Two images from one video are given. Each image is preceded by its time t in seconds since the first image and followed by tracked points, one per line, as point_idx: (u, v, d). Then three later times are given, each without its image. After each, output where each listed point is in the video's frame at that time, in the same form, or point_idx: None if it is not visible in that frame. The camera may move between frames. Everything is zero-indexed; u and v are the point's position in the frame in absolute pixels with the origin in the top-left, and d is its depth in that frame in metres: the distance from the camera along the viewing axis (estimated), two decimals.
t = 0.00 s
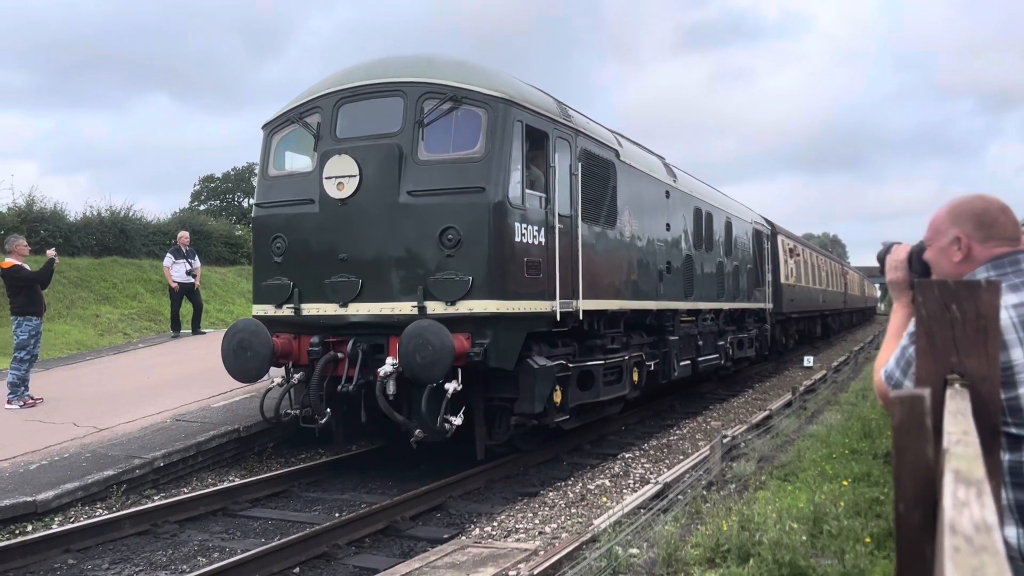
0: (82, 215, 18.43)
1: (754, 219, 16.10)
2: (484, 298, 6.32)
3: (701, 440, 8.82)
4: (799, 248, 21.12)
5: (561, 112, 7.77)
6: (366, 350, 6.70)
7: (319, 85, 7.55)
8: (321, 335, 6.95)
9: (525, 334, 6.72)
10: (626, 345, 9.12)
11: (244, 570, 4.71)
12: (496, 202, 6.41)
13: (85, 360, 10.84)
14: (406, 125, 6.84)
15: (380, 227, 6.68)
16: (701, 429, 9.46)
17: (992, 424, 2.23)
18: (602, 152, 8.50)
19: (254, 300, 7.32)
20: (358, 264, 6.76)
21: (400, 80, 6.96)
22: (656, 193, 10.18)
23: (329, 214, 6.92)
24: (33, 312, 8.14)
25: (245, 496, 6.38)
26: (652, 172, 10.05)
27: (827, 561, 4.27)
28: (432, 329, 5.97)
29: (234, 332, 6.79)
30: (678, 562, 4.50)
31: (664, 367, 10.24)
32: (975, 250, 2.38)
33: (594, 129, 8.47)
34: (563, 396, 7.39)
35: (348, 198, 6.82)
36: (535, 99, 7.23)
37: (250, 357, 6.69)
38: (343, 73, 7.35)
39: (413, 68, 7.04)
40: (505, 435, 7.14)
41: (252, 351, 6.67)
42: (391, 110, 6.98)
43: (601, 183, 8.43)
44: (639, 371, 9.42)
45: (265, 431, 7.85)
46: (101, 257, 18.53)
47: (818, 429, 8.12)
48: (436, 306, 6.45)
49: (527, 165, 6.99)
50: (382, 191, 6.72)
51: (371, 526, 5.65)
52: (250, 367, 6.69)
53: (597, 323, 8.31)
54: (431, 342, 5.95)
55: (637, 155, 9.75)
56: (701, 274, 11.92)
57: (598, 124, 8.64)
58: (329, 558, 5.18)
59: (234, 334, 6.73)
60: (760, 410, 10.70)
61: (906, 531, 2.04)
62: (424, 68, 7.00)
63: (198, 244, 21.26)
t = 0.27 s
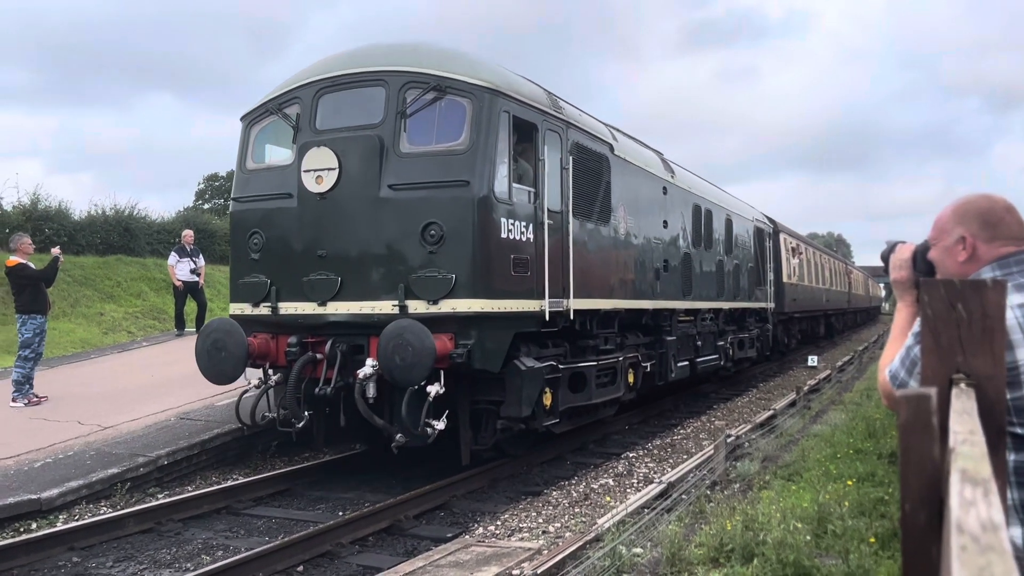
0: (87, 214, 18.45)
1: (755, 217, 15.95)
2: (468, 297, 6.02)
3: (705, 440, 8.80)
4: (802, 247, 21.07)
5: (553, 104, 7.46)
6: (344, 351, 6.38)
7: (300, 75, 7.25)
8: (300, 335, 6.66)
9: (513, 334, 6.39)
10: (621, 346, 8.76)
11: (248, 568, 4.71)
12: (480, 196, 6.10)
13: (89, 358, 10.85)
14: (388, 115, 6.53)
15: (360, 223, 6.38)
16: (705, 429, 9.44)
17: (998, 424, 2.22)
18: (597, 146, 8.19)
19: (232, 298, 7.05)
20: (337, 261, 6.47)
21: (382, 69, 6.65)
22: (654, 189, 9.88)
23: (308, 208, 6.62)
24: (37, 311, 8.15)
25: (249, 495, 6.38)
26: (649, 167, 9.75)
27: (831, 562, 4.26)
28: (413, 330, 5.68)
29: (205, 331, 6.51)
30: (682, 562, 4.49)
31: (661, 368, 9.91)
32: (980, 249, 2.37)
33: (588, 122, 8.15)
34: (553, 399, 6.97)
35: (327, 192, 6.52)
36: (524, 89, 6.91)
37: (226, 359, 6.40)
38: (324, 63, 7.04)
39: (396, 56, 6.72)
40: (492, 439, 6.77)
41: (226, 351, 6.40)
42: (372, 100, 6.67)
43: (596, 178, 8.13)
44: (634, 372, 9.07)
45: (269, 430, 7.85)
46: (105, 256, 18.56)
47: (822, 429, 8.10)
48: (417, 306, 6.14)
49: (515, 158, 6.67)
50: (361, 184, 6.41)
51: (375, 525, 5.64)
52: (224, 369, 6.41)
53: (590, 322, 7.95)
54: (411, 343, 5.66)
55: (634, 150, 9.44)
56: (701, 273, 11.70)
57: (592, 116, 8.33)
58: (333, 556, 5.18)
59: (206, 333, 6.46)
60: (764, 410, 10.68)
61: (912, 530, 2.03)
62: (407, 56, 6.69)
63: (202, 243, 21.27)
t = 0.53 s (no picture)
0: (93, 213, 18.52)
1: (756, 216, 15.76)
2: (453, 296, 5.73)
3: (710, 439, 8.81)
4: (806, 246, 21.06)
5: (546, 95, 7.15)
6: (325, 351, 6.14)
7: (282, 64, 6.95)
8: (280, 335, 6.44)
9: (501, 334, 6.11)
10: (616, 347, 8.44)
11: (255, 565, 4.74)
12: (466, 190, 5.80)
13: (97, 356, 10.90)
14: (371, 106, 6.23)
15: (342, 218, 6.10)
16: (710, 428, 9.45)
17: (1006, 420, 2.24)
18: (593, 140, 7.87)
19: (211, 296, 6.79)
20: (318, 258, 6.19)
21: (365, 57, 6.34)
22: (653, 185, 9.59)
23: (287, 203, 6.34)
24: (46, 309, 8.18)
25: (255, 492, 6.40)
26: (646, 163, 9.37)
27: (837, 560, 4.27)
28: (393, 329, 5.43)
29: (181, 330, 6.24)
30: (687, 560, 4.50)
31: (659, 368, 9.65)
32: (987, 247, 2.38)
33: (581, 114, 7.82)
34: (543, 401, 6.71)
35: (307, 185, 6.23)
36: (514, 79, 6.60)
37: (202, 359, 6.12)
38: (306, 51, 6.74)
39: (380, 44, 6.41)
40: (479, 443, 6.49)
41: (202, 351, 6.13)
42: (355, 90, 6.37)
43: (591, 172, 7.83)
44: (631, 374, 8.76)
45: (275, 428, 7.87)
46: (112, 255, 18.63)
47: (827, 429, 8.11)
48: (400, 305, 5.85)
49: (504, 151, 6.37)
50: (342, 178, 6.13)
51: (380, 523, 5.66)
52: (200, 369, 6.13)
53: (584, 322, 7.64)
54: (392, 342, 5.40)
55: (631, 144, 9.13)
56: (701, 272, 11.41)
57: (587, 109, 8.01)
58: (338, 553, 5.19)
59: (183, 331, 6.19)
60: (769, 410, 10.69)
61: (923, 525, 2.04)
62: (391, 44, 6.37)
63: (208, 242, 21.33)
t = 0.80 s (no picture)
0: (101, 213, 18.59)
1: (760, 214, 15.49)
2: (436, 295, 5.51)
3: (716, 440, 8.78)
4: (812, 247, 20.98)
5: (536, 88, 6.96)
6: (303, 352, 5.94)
7: (264, 55, 6.76)
8: (258, 336, 6.22)
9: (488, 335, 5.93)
10: (613, 348, 8.29)
11: (259, 564, 4.73)
12: (451, 184, 5.60)
13: (103, 356, 10.93)
14: (353, 97, 6.04)
15: (322, 214, 5.89)
16: (716, 429, 9.41)
17: (1013, 420, 2.22)
18: (586, 135, 7.67)
19: (188, 296, 6.59)
20: (297, 255, 5.98)
21: (348, 47, 6.15)
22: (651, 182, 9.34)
23: (266, 198, 6.14)
24: (52, 308, 8.20)
25: (260, 492, 6.40)
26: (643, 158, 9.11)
27: (842, 562, 4.25)
28: (373, 330, 5.24)
29: (157, 330, 6.08)
30: (693, 561, 4.47)
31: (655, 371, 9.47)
32: (996, 246, 2.36)
33: (575, 107, 7.58)
34: (535, 403, 6.59)
35: (286, 180, 6.02)
36: (503, 71, 6.41)
37: (178, 360, 5.97)
38: (288, 42, 6.55)
39: (363, 33, 6.21)
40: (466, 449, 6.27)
41: (177, 352, 5.97)
42: (338, 81, 6.18)
43: (585, 169, 7.63)
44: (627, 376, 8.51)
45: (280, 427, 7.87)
46: (118, 255, 18.69)
47: (834, 430, 8.07)
48: (381, 305, 5.64)
49: (491, 145, 6.18)
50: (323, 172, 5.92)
51: (385, 523, 5.65)
52: (176, 370, 5.97)
53: (577, 323, 7.50)
54: (371, 344, 5.22)
55: (628, 139, 8.90)
56: (704, 271, 11.08)
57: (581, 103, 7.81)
58: (343, 553, 5.18)
59: (159, 331, 6.04)
60: (776, 411, 10.64)
61: (927, 523, 2.04)
62: (374, 33, 6.17)
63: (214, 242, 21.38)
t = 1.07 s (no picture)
0: (111, 213, 18.70)
1: (764, 213, 15.30)
2: (412, 295, 5.23)
3: (723, 442, 8.77)
4: (819, 248, 20.94)
5: (524, 78, 6.67)
6: (274, 356, 5.70)
7: (237, 43, 6.48)
8: (228, 337, 5.99)
9: (470, 337, 5.65)
10: (607, 352, 8.02)
11: (268, 564, 4.75)
12: (429, 178, 5.32)
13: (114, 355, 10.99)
14: (327, 86, 5.75)
15: (294, 209, 5.61)
16: (724, 430, 9.40)
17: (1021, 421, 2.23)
18: (579, 129, 7.40)
19: (158, 296, 6.32)
20: (269, 252, 5.70)
21: (323, 34, 5.86)
22: (648, 179, 9.09)
23: (236, 192, 5.86)
24: (62, 307, 8.25)
25: (268, 491, 6.42)
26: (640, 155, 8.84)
27: (850, 564, 4.25)
28: (343, 332, 4.99)
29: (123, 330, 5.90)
30: (699, 562, 4.47)
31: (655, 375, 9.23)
32: None
33: (567, 100, 7.34)
34: (522, 410, 6.24)
35: (257, 173, 5.74)
36: (487, 59, 6.12)
37: (143, 362, 5.78)
38: (262, 29, 6.27)
39: (339, 19, 5.93)
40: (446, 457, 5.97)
41: (141, 354, 5.78)
42: (312, 69, 5.89)
43: (577, 164, 7.38)
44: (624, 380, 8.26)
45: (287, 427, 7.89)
46: (128, 255, 18.80)
47: (842, 432, 8.05)
48: (355, 305, 5.36)
49: (473, 137, 5.90)
50: (294, 165, 5.64)
51: (392, 523, 5.66)
52: (140, 373, 5.79)
53: (568, 325, 7.19)
54: (341, 346, 4.96)
55: (623, 134, 8.62)
56: (704, 271, 10.88)
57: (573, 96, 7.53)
58: (351, 553, 5.20)
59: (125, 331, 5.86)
60: (784, 412, 10.63)
61: (935, 524, 2.05)
62: (350, 19, 5.89)
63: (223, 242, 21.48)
